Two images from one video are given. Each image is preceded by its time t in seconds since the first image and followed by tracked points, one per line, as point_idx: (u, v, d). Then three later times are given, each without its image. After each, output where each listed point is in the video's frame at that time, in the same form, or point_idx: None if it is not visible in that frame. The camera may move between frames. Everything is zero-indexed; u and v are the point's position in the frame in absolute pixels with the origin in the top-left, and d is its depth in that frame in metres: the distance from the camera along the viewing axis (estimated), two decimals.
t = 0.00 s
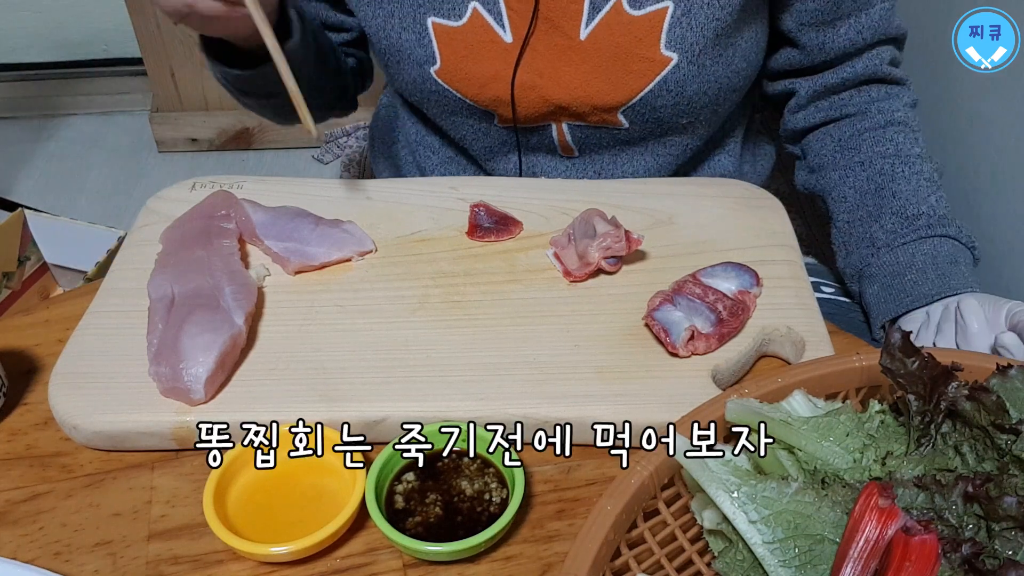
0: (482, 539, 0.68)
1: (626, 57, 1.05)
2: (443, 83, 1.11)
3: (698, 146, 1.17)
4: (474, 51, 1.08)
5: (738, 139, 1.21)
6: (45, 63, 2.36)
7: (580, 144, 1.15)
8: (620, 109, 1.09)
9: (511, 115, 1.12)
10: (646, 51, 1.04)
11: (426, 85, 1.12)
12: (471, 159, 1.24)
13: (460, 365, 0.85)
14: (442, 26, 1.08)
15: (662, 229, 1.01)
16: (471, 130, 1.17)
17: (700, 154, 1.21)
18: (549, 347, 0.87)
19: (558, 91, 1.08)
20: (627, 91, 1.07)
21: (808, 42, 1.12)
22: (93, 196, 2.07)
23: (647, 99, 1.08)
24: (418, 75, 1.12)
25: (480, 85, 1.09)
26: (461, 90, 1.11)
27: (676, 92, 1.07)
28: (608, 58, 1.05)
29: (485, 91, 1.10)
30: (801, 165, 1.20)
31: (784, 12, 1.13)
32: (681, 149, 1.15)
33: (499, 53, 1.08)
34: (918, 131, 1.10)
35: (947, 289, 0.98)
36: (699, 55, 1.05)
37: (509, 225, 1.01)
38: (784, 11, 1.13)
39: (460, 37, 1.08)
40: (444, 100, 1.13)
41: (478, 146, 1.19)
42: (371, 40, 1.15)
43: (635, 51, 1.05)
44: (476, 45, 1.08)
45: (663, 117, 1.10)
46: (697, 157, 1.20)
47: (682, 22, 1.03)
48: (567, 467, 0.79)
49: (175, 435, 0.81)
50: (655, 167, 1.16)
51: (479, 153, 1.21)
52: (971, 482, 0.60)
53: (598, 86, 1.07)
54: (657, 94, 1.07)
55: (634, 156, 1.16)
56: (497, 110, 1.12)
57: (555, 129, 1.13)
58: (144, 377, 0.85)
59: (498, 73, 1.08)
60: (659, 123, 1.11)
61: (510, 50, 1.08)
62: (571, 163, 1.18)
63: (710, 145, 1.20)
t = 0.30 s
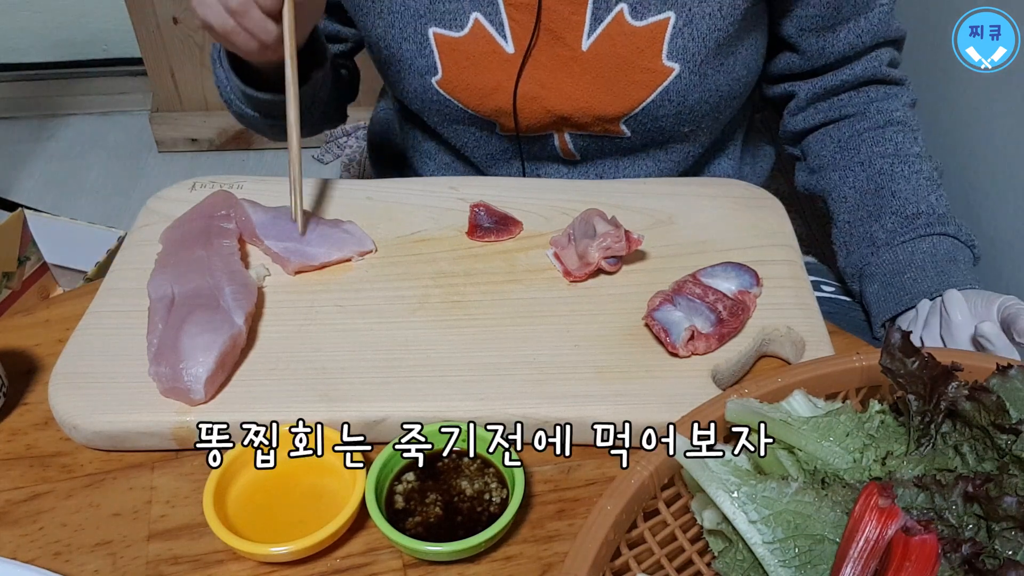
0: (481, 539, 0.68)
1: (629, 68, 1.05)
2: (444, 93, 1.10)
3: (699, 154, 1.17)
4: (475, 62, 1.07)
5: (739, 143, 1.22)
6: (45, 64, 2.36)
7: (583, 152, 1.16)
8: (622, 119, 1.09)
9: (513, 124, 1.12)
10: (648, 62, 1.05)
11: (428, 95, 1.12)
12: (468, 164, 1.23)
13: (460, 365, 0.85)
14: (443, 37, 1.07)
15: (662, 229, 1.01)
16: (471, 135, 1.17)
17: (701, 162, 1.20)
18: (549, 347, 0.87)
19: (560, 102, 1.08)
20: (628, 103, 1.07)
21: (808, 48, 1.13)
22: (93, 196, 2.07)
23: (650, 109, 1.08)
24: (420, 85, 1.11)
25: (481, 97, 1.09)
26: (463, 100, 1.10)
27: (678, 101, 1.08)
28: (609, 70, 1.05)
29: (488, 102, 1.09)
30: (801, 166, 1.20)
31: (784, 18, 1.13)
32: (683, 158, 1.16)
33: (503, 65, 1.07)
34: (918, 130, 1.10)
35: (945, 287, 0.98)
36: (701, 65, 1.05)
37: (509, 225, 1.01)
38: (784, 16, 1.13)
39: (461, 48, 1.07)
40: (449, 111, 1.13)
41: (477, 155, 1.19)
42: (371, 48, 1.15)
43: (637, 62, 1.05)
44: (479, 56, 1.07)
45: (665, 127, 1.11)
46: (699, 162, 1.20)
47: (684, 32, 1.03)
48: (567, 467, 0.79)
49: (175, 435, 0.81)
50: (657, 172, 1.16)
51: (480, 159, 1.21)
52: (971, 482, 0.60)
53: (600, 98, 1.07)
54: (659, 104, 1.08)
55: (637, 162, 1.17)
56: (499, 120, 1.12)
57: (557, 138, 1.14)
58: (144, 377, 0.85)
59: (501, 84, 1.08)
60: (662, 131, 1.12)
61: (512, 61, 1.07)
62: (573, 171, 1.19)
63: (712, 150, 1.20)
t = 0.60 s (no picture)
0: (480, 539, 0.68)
1: (627, 74, 1.05)
2: (444, 97, 1.11)
3: (698, 158, 1.17)
4: (475, 66, 1.07)
5: (739, 146, 1.22)
6: (45, 64, 2.36)
7: (582, 156, 1.16)
8: (621, 123, 1.09)
9: (513, 127, 1.12)
10: (647, 68, 1.05)
11: (428, 99, 1.12)
12: (467, 165, 1.23)
13: (460, 365, 0.85)
14: (444, 40, 1.06)
15: (662, 229, 1.01)
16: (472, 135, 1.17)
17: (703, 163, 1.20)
18: (549, 347, 0.87)
19: (559, 107, 1.08)
20: (627, 109, 1.07)
21: (810, 52, 1.13)
22: (93, 195, 2.07)
23: (649, 114, 1.08)
24: (420, 89, 1.11)
25: (480, 101, 1.09)
26: (462, 104, 1.11)
27: (677, 107, 1.08)
28: (609, 75, 1.05)
29: (487, 106, 1.09)
30: (801, 168, 1.20)
31: (786, 23, 1.13)
32: (682, 161, 1.16)
33: (503, 70, 1.07)
34: (919, 133, 1.10)
35: (945, 289, 0.98)
36: (701, 71, 1.05)
37: (509, 225, 1.01)
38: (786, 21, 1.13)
39: (461, 53, 1.07)
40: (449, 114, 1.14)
41: (476, 156, 1.20)
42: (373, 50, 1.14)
43: (636, 67, 1.05)
44: (479, 61, 1.07)
45: (664, 132, 1.11)
46: (700, 166, 1.20)
47: (684, 38, 1.03)
48: (567, 467, 0.79)
49: (175, 435, 0.81)
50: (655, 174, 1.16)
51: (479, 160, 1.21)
52: (971, 482, 0.60)
53: (598, 102, 1.07)
54: (658, 109, 1.08)
55: (636, 165, 1.17)
56: (499, 124, 1.12)
57: (556, 143, 1.14)
58: (144, 377, 0.85)
59: (501, 89, 1.08)
60: (661, 136, 1.12)
61: (511, 66, 1.07)
62: (573, 173, 1.19)
63: (714, 153, 1.20)
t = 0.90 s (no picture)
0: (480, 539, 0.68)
1: (629, 74, 1.05)
2: (446, 99, 1.11)
3: (699, 159, 1.17)
4: (477, 66, 1.07)
5: (739, 146, 1.22)
6: (45, 64, 2.36)
7: (583, 156, 1.16)
8: (622, 124, 1.09)
9: (514, 128, 1.12)
10: (649, 68, 1.05)
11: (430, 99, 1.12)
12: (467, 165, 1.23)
13: (460, 365, 0.85)
14: (446, 41, 1.07)
15: (662, 229, 1.01)
16: (473, 135, 1.17)
17: (704, 163, 1.20)
18: (549, 347, 0.87)
19: (560, 106, 1.08)
20: (628, 109, 1.07)
21: (809, 52, 1.13)
22: (93, 195, 2.07)
23: (650, 114, 1.08)
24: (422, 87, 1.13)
25: (482, 100, 1.09)
26: (464, 104, 1.11)
27: (679, 107, 1.08)
28: (611, 75, 1.05)
29: (489, 106, 1.10)
30: (801, 168, 1.20)
31: (785, 22, 1.13)
32: (683, 162, 1.16)
33: (505, 70, 1.07)
34: (918, 131, 1.10)
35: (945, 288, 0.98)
36: (702, 71, 1.05)
37: (509, 225, 1.01)
38: (786, 21, 1.13)
39: (463, 53, 1.07)
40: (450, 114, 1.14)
41: (478, 155, 1.20)
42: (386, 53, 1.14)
43: (637, 67, 1.05)
44: (481, 61, 1.07)
45: (665, 132, 1.11)
46: (701, 166, 1.20)
47: (685, 38, 1.03)
48: (567, 467, 0.79)
49: (175, 435, 0.81)
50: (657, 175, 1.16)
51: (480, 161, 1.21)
52: (971, 482, 0.60)
53: (599, 102, 1.07)
54: (660, 109, 1.08)
55: (637, 166, 1.17)
56: (500, 124, 1.12)
57: (558, 143, 1.14)
58: (144, 377, 0.85)
59: (503, 89, 1.08)
60: (662, 137, 1.12)
61: (514, 66, 1.07)
62: (574, 173, 1.18)
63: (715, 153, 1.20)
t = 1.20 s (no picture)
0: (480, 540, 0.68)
1: (629, 75, 1.05)
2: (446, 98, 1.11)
3: (699, 159, 1.17)
4: (478, 67, 1.07)
5: (739, 146, 1.22)
6: (45, 63, 2.36)
7: (584, 156, 1.16)
8: (623, 124, 1.09)
9: (515, 128, 1.12)
10: (649, 69, 1.05)
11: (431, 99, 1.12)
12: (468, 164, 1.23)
13: (460, 365, 0.85)
14: (447, 42, 1.07)
15: (663, 229, 1.01)
16: (473, 134, 1.17)
17: (704, 164, 1.20)
18: (549, 347, 0.87)
19: (561, 107, 1.08)
20: (628, 111, 1.08)
21: (809, 53, 1.13)
22: (93, 195, 2.07)
23: (651, 115, 1.08)
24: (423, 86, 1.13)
25: (483, 101, 1.09)
26: (465, 104, 1.11)
27: (679, 108, 1.08)
28: (612, 76, 1.05)
29: (490, 106, 1.10)
30: (801, 169, 1.20)
31: (785, 24, 1.13)
32: (683, 162, 1.16)
33: (505, 70, 1.07)
34: (917, 132, 1.10)
35: (945, 288, 0.98)
36: (702, 72, 1.05)
37: (509, 225, 1.01)
38: (786, 22, 1.13)
39: (464, 53, 1.07)
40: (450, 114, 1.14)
41: (479, 155, 1.20)
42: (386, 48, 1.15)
43: (638, 68, 1.05)
44: (482, 61, 1.07)
45: (665, 133, 1.11)
46: (701, 166, 1.20)
47: (686, 40, 1.03)
48: (567, 467, 0.79)
49: (175, 435, 0.81)
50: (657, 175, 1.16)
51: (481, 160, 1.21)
52: (971, 482, 0.60)
53: (600, 103, 1.07)
54: (660, 110, 1.08)
55: (637, 166, 1.17)
56: (501, 124, 1.12)
57: (558, 143, 1.14)
58: (144, 377, 0.85)
59: (504, 90, 1.08)
60: (662, 137, 1.12)
61: (515, 67, 1.07)
62: (574, 172, 1.18)
63: (714, 154, 1.20)
